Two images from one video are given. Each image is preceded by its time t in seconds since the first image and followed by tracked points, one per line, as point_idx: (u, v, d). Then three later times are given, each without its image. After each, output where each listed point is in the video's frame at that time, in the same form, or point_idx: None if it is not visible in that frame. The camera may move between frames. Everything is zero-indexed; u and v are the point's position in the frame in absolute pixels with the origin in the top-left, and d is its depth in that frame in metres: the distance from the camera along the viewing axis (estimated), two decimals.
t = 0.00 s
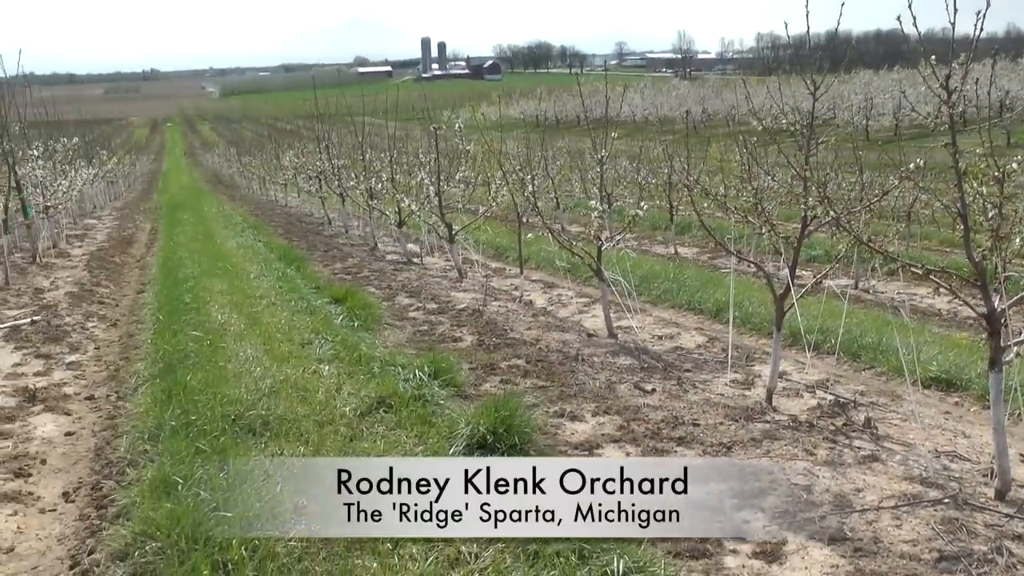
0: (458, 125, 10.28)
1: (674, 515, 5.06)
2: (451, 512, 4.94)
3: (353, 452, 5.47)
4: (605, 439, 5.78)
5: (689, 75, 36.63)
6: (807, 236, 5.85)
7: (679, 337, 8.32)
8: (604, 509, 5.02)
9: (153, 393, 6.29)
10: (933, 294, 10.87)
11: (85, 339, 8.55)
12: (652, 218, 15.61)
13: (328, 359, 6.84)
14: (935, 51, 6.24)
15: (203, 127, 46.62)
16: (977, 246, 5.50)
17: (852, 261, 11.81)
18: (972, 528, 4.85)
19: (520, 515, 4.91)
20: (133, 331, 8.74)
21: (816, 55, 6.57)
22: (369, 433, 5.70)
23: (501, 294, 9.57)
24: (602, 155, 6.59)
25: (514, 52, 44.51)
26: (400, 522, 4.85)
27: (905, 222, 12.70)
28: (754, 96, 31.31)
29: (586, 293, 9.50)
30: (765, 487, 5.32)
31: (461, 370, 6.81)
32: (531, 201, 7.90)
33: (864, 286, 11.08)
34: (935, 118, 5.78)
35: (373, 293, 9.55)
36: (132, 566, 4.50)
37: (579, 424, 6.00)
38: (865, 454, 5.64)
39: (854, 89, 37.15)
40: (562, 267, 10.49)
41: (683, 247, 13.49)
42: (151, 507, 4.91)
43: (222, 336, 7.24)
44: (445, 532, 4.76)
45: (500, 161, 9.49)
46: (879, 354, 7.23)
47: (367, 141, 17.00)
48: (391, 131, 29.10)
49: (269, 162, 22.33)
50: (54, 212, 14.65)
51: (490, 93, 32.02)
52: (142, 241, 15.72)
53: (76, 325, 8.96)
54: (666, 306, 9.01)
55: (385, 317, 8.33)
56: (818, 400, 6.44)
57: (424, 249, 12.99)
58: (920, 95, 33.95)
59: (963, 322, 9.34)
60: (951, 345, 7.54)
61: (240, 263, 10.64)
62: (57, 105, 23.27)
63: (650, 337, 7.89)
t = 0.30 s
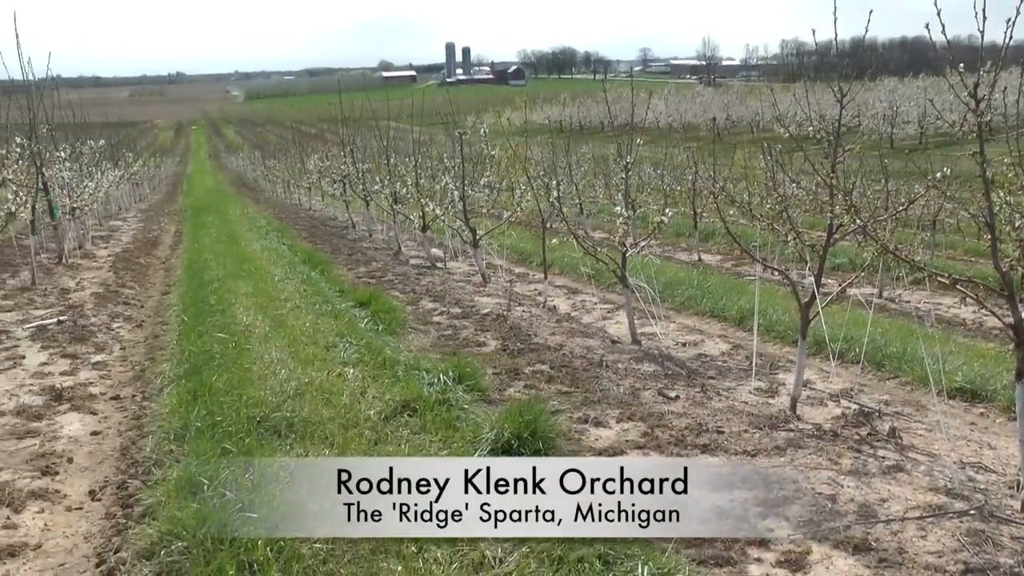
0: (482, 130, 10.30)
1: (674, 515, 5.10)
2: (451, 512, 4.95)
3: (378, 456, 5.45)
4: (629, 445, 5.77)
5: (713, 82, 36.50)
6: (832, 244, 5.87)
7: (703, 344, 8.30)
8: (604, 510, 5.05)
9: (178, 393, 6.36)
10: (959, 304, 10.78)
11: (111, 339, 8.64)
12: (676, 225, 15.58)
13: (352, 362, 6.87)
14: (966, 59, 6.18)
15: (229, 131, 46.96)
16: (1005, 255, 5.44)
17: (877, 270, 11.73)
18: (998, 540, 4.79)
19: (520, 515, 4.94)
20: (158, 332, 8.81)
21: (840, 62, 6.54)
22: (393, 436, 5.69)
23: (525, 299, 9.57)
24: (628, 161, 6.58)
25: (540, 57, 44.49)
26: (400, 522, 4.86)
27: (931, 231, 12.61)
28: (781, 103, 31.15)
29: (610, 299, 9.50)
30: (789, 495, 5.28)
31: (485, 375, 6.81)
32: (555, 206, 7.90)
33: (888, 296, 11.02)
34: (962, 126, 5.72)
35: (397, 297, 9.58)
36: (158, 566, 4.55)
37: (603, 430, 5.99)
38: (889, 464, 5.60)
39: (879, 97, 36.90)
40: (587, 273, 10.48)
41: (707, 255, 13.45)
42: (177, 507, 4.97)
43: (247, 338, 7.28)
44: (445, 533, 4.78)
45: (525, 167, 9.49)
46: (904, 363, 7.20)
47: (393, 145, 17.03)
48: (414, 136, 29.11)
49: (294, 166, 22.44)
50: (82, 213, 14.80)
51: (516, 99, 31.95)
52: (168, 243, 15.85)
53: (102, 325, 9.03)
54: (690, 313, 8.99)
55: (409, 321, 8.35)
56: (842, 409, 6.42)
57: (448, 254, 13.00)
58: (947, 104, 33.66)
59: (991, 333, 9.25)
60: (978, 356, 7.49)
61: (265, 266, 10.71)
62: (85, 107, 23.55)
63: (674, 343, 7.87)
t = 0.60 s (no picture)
0: (513, 133, 10.35)
1: (674, 515, 5.07)
2: (451, 512, 4.98)
3: (409, 458, 5.47)
4: (662, 450, 5.79)
5: (742, 86, 36.31)
6: (867, 251, 5.85)
7: (734, 350, 8.29)
8: (604, 510, 5.03)
9: (211, 393, 6.43)
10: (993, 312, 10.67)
11: (144, 338, 8.72)
12: (708, 230, 15.52)
13: (384, 364, 6.91)
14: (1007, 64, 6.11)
15: (259, 132, 47.34)
16: None
17: (910, 277, 11.62)
18: None
19: (520, 515, 4.98)
20: (190, 331, 8.91)
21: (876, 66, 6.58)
22: (425, 439, 5.71)
23: (557, 303, 9.60)
24: (663, 165, 6.59)
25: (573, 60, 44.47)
26: (400, 522, 4.89)
27: (965, 238, 12.49)
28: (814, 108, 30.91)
29: (641, 304, 9.51)
30: (821, 504, 5.26)
31: (517, 378, 6.82)
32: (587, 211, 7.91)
33: (920, 303, 10.95)
34: (1001, 133, 5.66)
35: (429, 300, 9.63)
36: (192, 563, 4.58)
37: (635, 435, 6.01)
38: (923, 474, 5.58)
39: (912, 102, 36.49)
40: (618, 278, 10.50)
41: (738, 260, 13.39)
42: (211, 506, 5.03)
43: (279, 339, 7.35)
44: (446, 532, 4.82)
45: (557, 170, 9.53)
46: (937, 372, 7.16)
47: (424, 147, 17.08)
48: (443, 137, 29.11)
49: (325, 168, 22.53)
50: (116, 212, 14.95)
51: (546, 102, 31.81)
52: (200, 244, 15.98)
53: (135, 324, 9.15)
54: (721, 318, 8.99)
55: (441, 323, 8.38)
56: (875, 417, 6.40)
57: (479, 256, 13.02)
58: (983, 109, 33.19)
59: None
60: (1014, 366, 7.42)
61: (297, 267, 10.81)
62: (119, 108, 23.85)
63: (705, 348, 7.88)
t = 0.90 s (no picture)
0: (546, 134, 10.38)
1: (674, 515, 5.06)
2: (452, 512, 5.00)
3: (441, 458, 5.50)
4: (694, 454, 5.80)
5: (773, 87, 36.04)
6: (901, 255, 5.83)
7: (766, 354, 8.27)
8: (604, 510, 5.07)
9: (245, 391, 6.53)
10: None
11: (177, 336, 8.80)
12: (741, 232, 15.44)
13: (417, 364, 6.95)
14: None
15: (292, 134, 47.75)
16: None
17: (945, 282, 11.51)
18: None
19: (520, 515, 4.99)
20: (223, 329, 9.01)
21: (912, 70, 6.58)
22: (458, 439, 5.74)
23: (590, 305, 9.62)
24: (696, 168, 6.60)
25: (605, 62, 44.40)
26: (400, 522, 4.90)
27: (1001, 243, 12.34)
28: (847, 109, 30.61)
29: (673, 306, 9.50)
30: (854, 509, 5.22)
31: (550, 380, 6.84)
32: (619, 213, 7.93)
33: (954, 308, 10.85)
34: None
35: (461, 300, 9.68)
36: (225, 559, 4.64)
37: (667, 438, 6.02)
38: (957, 481, 5.55)
39: (947, 104, 35.98)
40: (651, 280, 10.50)
41: (771, 263, 13.31)
42: (245, 502, 5.11)
43: (312, 339, 7.44)
44: (446, 532, 4.82)
45: (589, 172, 9.54)
46: (971, 379, 7.11)
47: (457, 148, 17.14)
48: (474, 136, 29.09)
49: (358, 167, 22.70)
50: (150, 211, 15.12)
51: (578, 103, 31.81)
52: (233, 243, 16.09)
53: (168, 322, 9.26)
54: (754, 321, 8.97)
55: (474, 324, 8.42)
56: (908, 423, 6.38)
57: (511, 258, 13.04)
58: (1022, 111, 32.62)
59: None
60: None
61: (329, 267, 10.92)
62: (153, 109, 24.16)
63: (737, 352, 7.87)
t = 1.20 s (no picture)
0: (580, 132, 10.39)
1: (675, 515, 5.00)
2: (452, 512, 4.99)
3: (475, 456, 5.53)
4: (728, 453, 5.80)
5: (807, 85, 35.66)
6: (938, 255, 5.77)
7: (800, 353, 8.24)
8: (604, 510, 5.06)
9: (280, 388, 6.61)
10: None
11: (212, 331, 8.89)
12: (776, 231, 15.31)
13: (451, 362, 7.00)
14: None
15: (326, 131, 48.14)
16: None
17: (982, 282, 11.35)
18: None
19: (520, 515, 4.97)
20: (258, 326, 9.10)
21: (949, 66, 6.56)
22: (492, 437, 5.76)
23: (624, 303, 9.62)
24: (732, 166, 6.58)
25: (639, 60, 44.19)
26: (400, 522, 4.87)
27: None
28: (884, 107, 30.20)
29: (707, 305, 9.48)
30: (890, 511, 5.16)
31: (584, 378, 6.86)
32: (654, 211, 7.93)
33: (991, 308, 10.71)
34: None
35: (495, 298, 9.71)
36: (260, 553, 4.71)
37: (702, 437, 6.03)
38: (994, 485, 5.49)
39: (986, 102, 35.30)
40: (685, 278, 10.49)
41: (806, 261, 13.20)
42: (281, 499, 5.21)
43: (346, 335, 7.52)
44: (445, 533, 4.80)
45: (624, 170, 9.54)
46: (1009, 381, 7.04)
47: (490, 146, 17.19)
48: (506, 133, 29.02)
49: (393, 164, 22.80)
50: (186, 208, 15.31)
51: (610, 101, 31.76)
52: (267, 240, 16.23)
53: (203, 317, 9.36)
54: (788, 320, 8.93)
55: (508, 322, 8.45)
56: (944, 425, 6.33)
57: (545, 256, 13.05)
58: None
59: None
60: None
61: (364, 264, 11.01)
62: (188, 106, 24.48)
63: (771, 351, 7.85)
